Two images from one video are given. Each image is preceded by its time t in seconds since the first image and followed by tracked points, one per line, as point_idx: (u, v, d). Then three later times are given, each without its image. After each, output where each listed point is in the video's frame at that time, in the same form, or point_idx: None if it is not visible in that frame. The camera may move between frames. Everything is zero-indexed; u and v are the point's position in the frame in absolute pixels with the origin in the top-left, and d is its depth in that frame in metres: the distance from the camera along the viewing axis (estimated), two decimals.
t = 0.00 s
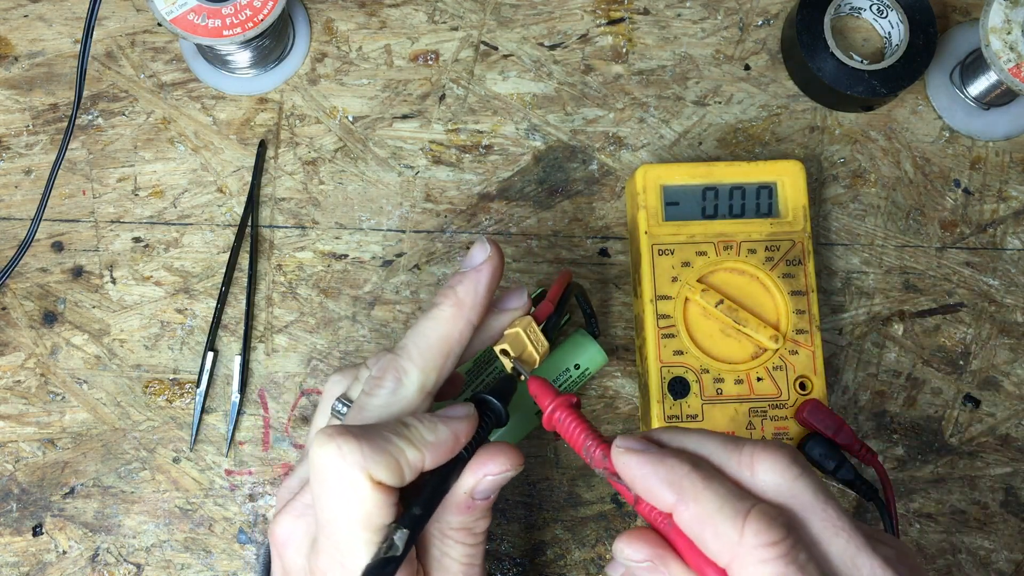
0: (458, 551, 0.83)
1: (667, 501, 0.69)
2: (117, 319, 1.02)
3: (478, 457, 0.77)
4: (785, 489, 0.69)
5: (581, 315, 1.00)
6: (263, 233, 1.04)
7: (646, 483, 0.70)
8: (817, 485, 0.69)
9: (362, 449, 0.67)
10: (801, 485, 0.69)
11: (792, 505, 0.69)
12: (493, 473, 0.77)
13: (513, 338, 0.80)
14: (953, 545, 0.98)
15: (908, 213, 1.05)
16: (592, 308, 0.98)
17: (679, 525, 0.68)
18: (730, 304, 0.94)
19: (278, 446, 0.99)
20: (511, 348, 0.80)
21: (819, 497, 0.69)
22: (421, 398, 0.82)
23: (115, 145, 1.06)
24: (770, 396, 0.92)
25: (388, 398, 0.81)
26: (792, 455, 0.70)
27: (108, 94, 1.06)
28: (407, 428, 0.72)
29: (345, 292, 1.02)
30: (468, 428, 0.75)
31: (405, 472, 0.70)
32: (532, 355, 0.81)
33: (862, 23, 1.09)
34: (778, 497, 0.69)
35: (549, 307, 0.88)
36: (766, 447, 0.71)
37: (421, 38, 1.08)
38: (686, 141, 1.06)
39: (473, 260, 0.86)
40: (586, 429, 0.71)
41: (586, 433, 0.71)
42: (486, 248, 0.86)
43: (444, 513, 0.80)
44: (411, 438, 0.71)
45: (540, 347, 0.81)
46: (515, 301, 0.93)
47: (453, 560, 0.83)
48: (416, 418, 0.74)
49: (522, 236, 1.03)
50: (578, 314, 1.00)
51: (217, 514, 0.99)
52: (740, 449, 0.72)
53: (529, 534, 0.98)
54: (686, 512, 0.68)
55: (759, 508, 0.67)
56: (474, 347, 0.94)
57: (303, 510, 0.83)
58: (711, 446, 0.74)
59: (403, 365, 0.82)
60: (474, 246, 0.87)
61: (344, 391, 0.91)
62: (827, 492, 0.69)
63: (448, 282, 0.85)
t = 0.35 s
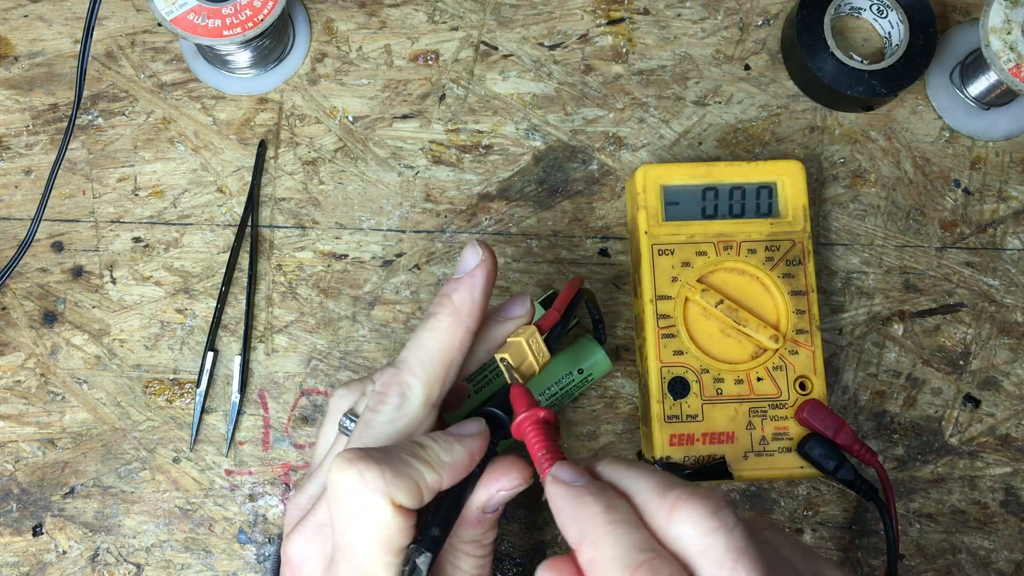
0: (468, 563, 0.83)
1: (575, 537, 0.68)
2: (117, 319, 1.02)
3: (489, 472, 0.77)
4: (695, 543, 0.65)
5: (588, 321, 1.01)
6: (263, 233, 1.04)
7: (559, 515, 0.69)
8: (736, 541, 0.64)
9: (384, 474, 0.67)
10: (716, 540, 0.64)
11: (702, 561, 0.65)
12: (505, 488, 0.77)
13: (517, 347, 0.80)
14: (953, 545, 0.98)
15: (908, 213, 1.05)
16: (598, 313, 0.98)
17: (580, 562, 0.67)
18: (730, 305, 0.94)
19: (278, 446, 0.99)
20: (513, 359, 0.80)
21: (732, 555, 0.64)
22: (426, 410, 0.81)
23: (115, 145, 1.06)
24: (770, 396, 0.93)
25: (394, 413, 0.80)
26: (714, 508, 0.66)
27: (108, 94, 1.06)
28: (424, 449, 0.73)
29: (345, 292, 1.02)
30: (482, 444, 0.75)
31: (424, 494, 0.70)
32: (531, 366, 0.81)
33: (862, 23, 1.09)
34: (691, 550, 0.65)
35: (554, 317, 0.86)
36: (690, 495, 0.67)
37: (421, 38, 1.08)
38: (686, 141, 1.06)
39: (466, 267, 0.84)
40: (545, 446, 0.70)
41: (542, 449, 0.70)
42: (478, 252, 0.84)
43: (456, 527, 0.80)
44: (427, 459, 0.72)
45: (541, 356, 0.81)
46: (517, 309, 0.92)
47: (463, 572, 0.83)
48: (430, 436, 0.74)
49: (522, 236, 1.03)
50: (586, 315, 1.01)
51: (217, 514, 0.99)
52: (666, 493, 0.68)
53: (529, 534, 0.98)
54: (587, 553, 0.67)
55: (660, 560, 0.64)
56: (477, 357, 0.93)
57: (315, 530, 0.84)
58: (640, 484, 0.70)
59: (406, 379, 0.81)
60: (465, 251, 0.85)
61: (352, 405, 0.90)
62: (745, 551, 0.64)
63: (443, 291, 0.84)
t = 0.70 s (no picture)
0: (471, 561, 0.83)
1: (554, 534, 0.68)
2: (117, 319, 1.02)
3: (491, 472, 0.77)
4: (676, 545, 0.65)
5: (588, 321, 1.01)
6: (263, 233, 1.04)
7: (541, 512, 0.69)
8: (716, 544, 0.64)
9: (391, 476, 0.67)
10: (695, 542, 0.64)
11: (683, 562, 0.65)
12: (508, 487, 0.77)
13: (517, 344, 0.80)
14: (953, 545, 0.98)
15: (908, 213, 1.05)
16: (598, 312, 0.98)
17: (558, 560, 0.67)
18: (730, 305, 0.94)
19: (279, 446, 0.99)
20: (515, 356, 0.80)
21: (711, 558, 0.63)
22: (425, 408, 0.81)
23: (115, 145, 1.06)
24: (770, 396, 0.93)
25: (393, 413, 0.80)
26: (698, 509, 0.65)
27: (108, 94, 1.06)
28: (429, 450, 0.73)
29: (345, 292, 1.02)
30: (486, 445, 0.75)
31: (429, 497, 0.70)
32: (532, 363, 0.82)
33: (862, 23, 1.09)
34: (672, 552, 0.65)
35: (554, 313, 0.86)
36: (674, 496, 0.66)
37: (421, 38, 1.08)
38: (686, 141, 1.06)
39: (462, 262, 0.82)
40: (537, 442, 0.71)
41: (532, 445, 0.71)
42: (473, 247, 0.82)
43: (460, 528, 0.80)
44: (433, 461, 0.72)
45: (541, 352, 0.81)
46: (518, 306, 0.92)
47: (466, 570, 0.83)
48: (434, 437, 0.74)
49: (522, 236, 1.03)
50: (586, 314, 1.00)
51: (217, 514, 0.99)
52: (650, 493, 0.68)
53: (529, 534, 0.98)
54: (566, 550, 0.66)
55: (636, 558, 0.63)
56: (476, 355, 0.92)
57: (317, 531, 0.84)
58: (626, 484, 0.70)
59: (403, 378, 0.80)
60: (460, 246, 0.83)
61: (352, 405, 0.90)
62: (727, 554, 0.64)
63: (438, 287, 0.82)
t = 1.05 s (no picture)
0: (472, 560, 0.83)
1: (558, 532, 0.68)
2: (117, 319, 1.02)
3: (494, 471, 0.77)
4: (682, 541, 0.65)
5: (588, 321, 1.01)
6: (263, 233, 1.04)
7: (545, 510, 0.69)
8: (722, 540, 0.64)
9: (391, 473, 0.67)
10: (701, 538, 0.64)
11: (688, 559, 0.65)
12: (511, 486, 0.76)
13: (517, 343, 0.80)
14: (953, 545, 0.98)
15: (908, 213, 1.05)
16: (598, 311, 0.98)
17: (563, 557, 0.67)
18: (730, 305, 0.94)
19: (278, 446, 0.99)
20: (516, 355, 0.80)
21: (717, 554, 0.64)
22: (424, 408, 0.81)
23: (115, 145, 1.06)
24: (770, 396, 0.93)
25: (391, 414, 0.80)
26: (703, 506, 0.65)
27: (108, 94, 1.06)
28: (430, 449, 0.72)
29: (345, 292, 1.02)
30: (488, 444, 0.75)
31: (429, 495, 0.70)
32: (534, 362, 0.81)
33: (862, 23, 1.09)
34: (678, 548, 0.65)
35: (554, 312, 0.86)
36: (680, 493, 0.66)
37: (421, 38, 1.08)
38: (686, 141, 1.06)
39: (464, 262, 0.82)
40: (539, 440, 0.71)
41: (534, 444, 0.71)
42: (476, 247, 0.82)
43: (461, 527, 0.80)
44: (434, 459, 0.72)
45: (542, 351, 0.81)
46: (519, 307, 0.92)
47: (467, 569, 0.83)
48: (435, 436, 0.74)
49: (522, 236, 1.03)
50: (586, 313, 1.01)
51: (217, 514, 0.99)
52: (656, 490, 0.68)
53: (529, 534, 0.98)
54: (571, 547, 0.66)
55: (641, 555, 0.63)
56: (475, 354, 0.93)
57: (317, 531, 0.84)
58: (631, 480, 0.70)
59: (402, 378, 0.80)
60: (463, 245, 0.83)
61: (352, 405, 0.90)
62: (733, 549, 0.64)
63: (441, 286, 0.82)
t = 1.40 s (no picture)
0: (472, 559, 0.83)
1: (561, 531, 0.67)
2: (117, 319, 1.02)
3: (495, 470, 0.76)
4: (687, 536, 0.65)
5: (588, 321, 1.01)
6: (263, 233, 1.04)
7: (548, 508, 0.69)
8: (727, 536, 0.64)
9: (392, 470, 0.68)
10: (707, 534, 0.64)
11: (693, 554, 0.65)
12: (512, 486, 0.76)
13: (517, 342, 0.80)
14: (953, 545, 0.98)
15: (908, 213, 1.05)
16: (598, 311, 0.98)
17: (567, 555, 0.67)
18: (730, 304, 0.94)
19: (279, 446, 0.99)
20: (516, 354, 0.80)
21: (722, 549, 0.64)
22: (407, 409, 0.81)
23: (115, 145, 1.06)
24: (770, 396, 0.93)
25: (374, 413, 0.80)
26: (708, 502, 0.65)
27: (108, 94, 1.06)
28: (431, 446, 0.72)
29: (345, 292, 1.02)
30: (489, 442, 0.75)
31: (429, 493, 0.70)
32: (535, 361, 0.81)
33: (862, 23, 1.09)
34: (682, 544, 0.65)
35: (554, 310, 0.86)
36: (685, 489, 0.66)
37: (421, 38, 1.08)
38: (686, 141, 1.06)
39: (458, 261, 0.82)
40: (541, 438, 0.71)
41: (537, 442, 0.71)
42: (474, 248, 0.81)
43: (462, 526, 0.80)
44: (435, 458, 0.72)
45: (544, 349, 0.81)
46: (519, 307, 0.92)
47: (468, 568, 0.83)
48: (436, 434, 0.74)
49: (522, 236, 1.03)
50: (585, 313, 1.01)
51: (217, 514, 0.99)
52: (660, 486, 0.68)
53: (529, 534, 0.98)
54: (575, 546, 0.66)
55: (644, 553, 0.63)
56: (474, 350, 0.93)
57: (315, 534, 0.84)
58: (634, 477, 0.70)
59: (385, 378, 0.80)
60: (461, 245, 0.83)
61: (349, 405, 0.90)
62: (738, 545, 0.64)
63: (431, 284, 0.81)
